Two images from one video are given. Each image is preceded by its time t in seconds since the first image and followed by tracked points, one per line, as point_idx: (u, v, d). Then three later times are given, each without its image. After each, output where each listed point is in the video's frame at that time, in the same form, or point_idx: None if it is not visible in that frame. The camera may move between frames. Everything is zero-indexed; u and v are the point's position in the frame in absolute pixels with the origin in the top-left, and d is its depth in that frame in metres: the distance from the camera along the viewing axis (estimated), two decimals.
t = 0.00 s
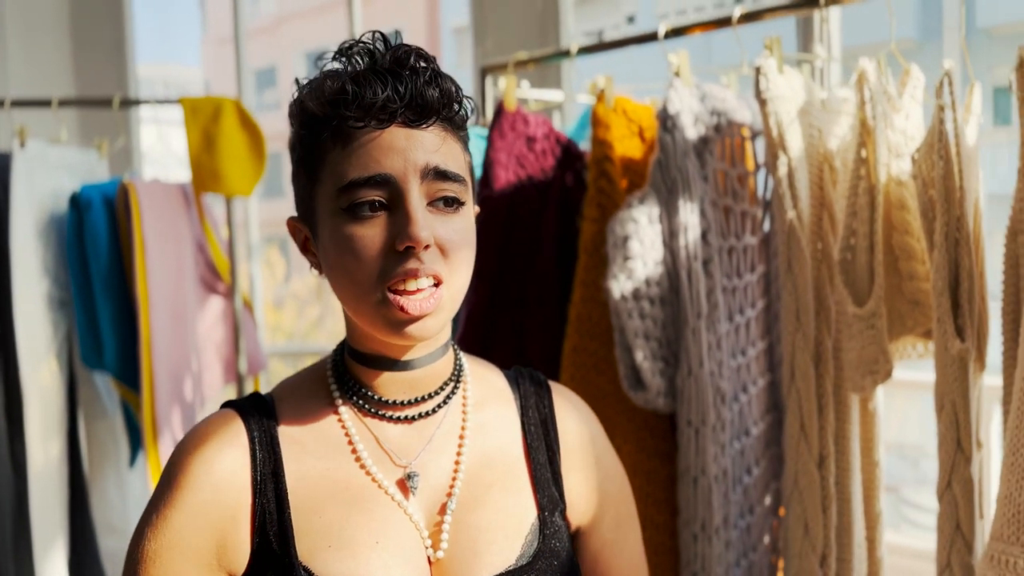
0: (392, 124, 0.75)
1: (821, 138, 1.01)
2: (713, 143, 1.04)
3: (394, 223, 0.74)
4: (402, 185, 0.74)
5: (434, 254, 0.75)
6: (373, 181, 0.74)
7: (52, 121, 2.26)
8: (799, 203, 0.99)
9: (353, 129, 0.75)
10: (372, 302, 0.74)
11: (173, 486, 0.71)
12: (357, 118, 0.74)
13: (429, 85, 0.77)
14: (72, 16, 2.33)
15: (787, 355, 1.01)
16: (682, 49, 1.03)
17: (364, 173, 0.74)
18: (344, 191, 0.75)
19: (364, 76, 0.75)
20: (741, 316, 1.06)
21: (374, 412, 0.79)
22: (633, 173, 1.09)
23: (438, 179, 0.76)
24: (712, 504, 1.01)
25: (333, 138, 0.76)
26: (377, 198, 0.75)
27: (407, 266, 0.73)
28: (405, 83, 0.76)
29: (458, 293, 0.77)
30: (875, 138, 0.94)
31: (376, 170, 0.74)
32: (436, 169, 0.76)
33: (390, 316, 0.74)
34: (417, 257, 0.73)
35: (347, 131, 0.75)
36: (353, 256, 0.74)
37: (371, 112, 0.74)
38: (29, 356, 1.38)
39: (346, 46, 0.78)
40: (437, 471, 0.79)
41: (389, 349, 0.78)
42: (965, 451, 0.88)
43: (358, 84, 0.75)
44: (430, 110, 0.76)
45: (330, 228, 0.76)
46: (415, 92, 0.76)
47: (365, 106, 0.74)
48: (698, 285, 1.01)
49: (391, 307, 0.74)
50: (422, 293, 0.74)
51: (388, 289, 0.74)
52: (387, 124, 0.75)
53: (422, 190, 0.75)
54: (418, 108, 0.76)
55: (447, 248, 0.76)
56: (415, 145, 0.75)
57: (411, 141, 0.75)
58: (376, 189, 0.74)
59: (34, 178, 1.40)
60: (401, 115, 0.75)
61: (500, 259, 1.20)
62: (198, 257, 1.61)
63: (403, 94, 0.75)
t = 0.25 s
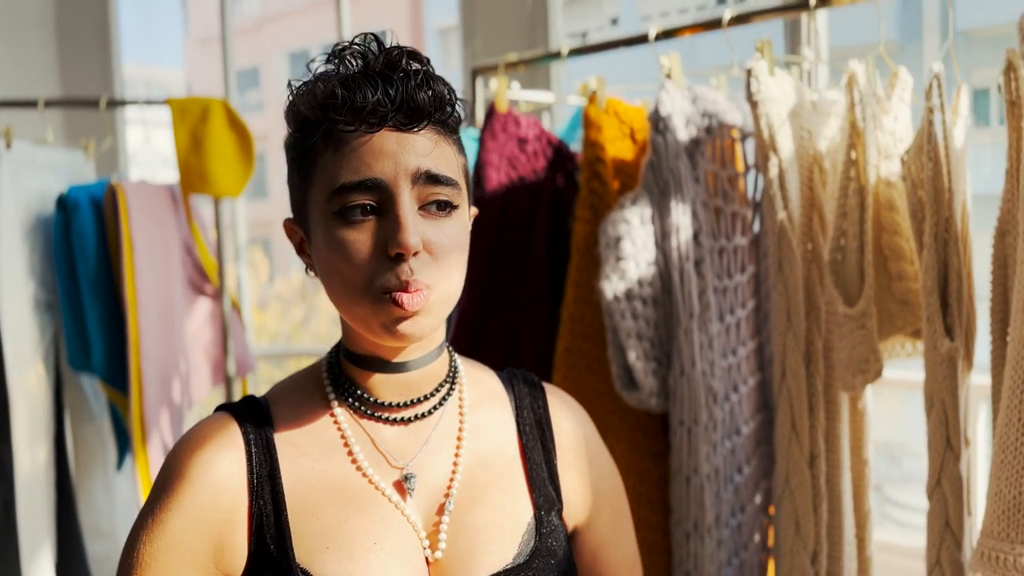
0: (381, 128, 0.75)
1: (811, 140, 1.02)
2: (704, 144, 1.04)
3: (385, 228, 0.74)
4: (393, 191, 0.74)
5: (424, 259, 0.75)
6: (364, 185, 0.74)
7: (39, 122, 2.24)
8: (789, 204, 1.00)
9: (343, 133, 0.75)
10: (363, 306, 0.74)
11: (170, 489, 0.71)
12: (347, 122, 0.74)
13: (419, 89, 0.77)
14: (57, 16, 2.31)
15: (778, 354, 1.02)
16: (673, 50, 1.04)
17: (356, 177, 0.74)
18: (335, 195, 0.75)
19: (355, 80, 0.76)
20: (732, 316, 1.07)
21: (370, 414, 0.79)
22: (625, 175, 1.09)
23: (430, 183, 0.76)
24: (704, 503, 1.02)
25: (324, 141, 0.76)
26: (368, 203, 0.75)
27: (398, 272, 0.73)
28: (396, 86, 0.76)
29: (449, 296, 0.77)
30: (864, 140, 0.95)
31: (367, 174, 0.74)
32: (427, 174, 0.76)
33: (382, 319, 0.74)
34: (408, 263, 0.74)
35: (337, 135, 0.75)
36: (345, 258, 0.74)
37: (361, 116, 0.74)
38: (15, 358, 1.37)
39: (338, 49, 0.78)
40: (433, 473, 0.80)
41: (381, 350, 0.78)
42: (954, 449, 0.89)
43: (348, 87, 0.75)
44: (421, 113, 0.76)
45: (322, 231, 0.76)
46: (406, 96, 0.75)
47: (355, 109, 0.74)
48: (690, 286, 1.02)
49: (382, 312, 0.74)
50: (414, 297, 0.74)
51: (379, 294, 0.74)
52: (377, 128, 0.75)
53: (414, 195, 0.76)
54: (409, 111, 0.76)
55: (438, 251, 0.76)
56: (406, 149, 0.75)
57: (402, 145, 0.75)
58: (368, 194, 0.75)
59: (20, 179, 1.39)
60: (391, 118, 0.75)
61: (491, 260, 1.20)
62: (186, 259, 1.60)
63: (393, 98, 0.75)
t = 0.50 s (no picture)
0: (387, 130, 0.75)
1: (799, 141, 1.02)
2: (693, 145, 1.05)
3: (387, 229, 0.74)
4: (395, 192, 0.75)
5: (424, 262, 0.75)
6: (367, 185, 0.74)
7: (20, 121, 2.22)
8: (777, 203, 1.01)
9: (347, 132, 0.75)
10: (362, 307, 0.74)
11: (163, 493, 0.70)
12: (352, 122, 0.74)
13: (426, 91, 0.77)
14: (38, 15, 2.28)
15: (767, 354, 1.02)
16: (663, 52, 1.04)
17: (359, 178, 0.74)
18: (336, 195, 0.75)
19: (362, 80, 0.75)
20: (720, 316, 1.08)
21: (363, 415, 0.79)
22: (614, 176, 1.10)
23: (432, 186, 0.77)
24: (694, 501, 1.02)
25: (327, 140, 0.75)
26: (370, 204, 0.75)
27: (398, 275, 0.73)
28: (403, 88, 0.75)
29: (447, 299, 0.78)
30: (852, 141, 0.96)
31: (370, 175, 0.74)
32: (430, 177, 0.76)
33: (383, 322, 0.74)
34: (408, 266, 0.74)
35: (342, 134, 0.75)
36: (346, 257, 0.74)
37: (368, 117, 0.74)
38: None
39: (346, 47, 0.78)
40: (427, 474, 0.79)
41: (376, 350, 0.78)
42: (942, 446, 0.90)
43: (355, 87, 0.75)
44: (426, 116, 0.76)
45: (322, 229, 0.75)
46: (412, 99, 0.75)
47: (361, 110, 0.74)
48: (679, 286, 1.02)
49: (380, 314, 0.74)
50: (412, 299, 0.75)
51: (377, 296, 0.74)
52: (382, 130, 0.75)
53: (416, 198, 0.76)
54: (414, 114, 0.76)
55: (438, 255, 0.77)
56: (411, 152, 0.75)
57: (406, 147, 0.75)
58: (370, 195, 0.75)
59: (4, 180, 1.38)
60: (397, 120, 0.75)
61: (482, 258, 1.21)
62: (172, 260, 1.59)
63: (400, 100, 0.75)
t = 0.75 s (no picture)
0: (400, 129, 0.75)
1: (788, 142, 1.02)
2: (682, 145, 1.06)
3: (400, 229, 0.75)
4: (407, 193, 0.75)
5: (433, 262, 0.76)
6: (380, 185, 0.74)
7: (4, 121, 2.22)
8: (766, 204, 1.01)
9: (359, 132, 0.74)
10: (372, 306, 0.74)
11: (153, 496, 0.69)
12: (365, 121, 0.74)
13: (433, 92, 0.78)
14: (23, 15, 2.29)
15: (756, 353, 1.03)
16: (652, 53, 1.05)
17: (371, 178, 0.74)
18: (346, 196, 0.74)
19: (374, 80, 0.75)
20: (709, 315, 1.08)
21: (354, 415, 0.79)
22: (604, 176, 1.10)
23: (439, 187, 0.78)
24: (684, 500, 1.03)
25: (336, 141, 0.75)
26: (382, 204, 0.75)
27: (409, 275, 0.74)
28: (414, 88, 0.76)
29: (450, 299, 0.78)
30: (841, 142, 0.97)
31: (382, 176, 0.74)
32: (439, 178, 0.77)
33: (393, 321, 0.75)
34: (418, 266, 0.75)
35: (353, 133, 0.74)
36: (353, 258, 0.74)
37: (382, 117, 0.74)
38: None
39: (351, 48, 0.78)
40: (417, 474, 0.79)
41: (379, 351, 0.78)
42: (929, 444, 0.91)
43: (366, 86, 0.75)
44: (436, 117, 0.77)
45: (326, 229, 0.75)
46: (423, 99, 0.76)
47: (376, 110, 0.74)
48: (669, 286, 1.03)
49: (389, 314, 0.74)
50: (423, 297, 0.75)
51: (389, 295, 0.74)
52: (395, 130, 0.75)
53: (425, 198, 0.76)
54: (425, 115, 0.76)
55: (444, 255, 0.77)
56: (417, 152, 0.76)
57: (415, 147, 0.76)
58: (381, 196, 0.75)
59: None
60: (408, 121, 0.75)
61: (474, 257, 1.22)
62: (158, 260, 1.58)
63: (412, 100, 0.76)
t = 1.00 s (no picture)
0: (390, 131, 0.74)
1: (781, 141, 1.04)
2: (677, 145, 1.06)
3: (390, 232, 0.74)
4: (397, 195, 0.74)
5: (424, 265, 0.75)
6: (369, 188, 0.74)
7: None
8: (761, 203, 1.01)
9: (350, 133, 0.74)
10: (364, 309, 0.74)
11: (150, 499, 0.69)
12: (355, 123, 0.73)
13: (427, 92, 0.77)
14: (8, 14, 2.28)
15: (750, 351, 1.04)
16: (646, 53, 1.06)
17: (361, 180, 0.74)
18: (337, 197, 0.74)
19: (364, 81, 0.75)
20: (702, 314, 1.09)
21: (350, 415, 0.79)
22: (599, 176, 1.10)
23: (432, 189, 0.77)
24: (679, 498, 1.03)
25: (328, 141, 0.75)
26: (372, 206, 0.74)
27: (399, 279, 0.74)
28: (406, 89, 0.76)
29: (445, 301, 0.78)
30: (833, 141, 0.97)
31: (372, 178, 0.74)
32: (431, 180, 0.76)
33: (384, 324, 0.74)
34: (409, 269, 0.74)
35: (344, 135, 0.74)
36: (344, 260, 0.74)
37: (372, 118, 0.74)
38: None
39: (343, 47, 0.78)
40: (414, 474, 0.79)
41: (372, 351, 0.78)
42: (923, 441, 0.92)
43: (358, 87, 0.74)
44: (429, 117, 0.76)
45: (320, 229, 0.75)
46: (415, 100, 0.76)
47: (366, 112, 0.74)
48: (664, 284, 1.03)
49: (381, 317, 0.74)
50: (413, 301, 0.75)
51: (379, 299, 0.74)
52: (386, 131, 0.74)
53: (416, 201, 0.76)
54: (417, 115, 0.76)
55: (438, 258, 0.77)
56: (411, 154, 0.75)
57: (407, 148, 0.75)
58: (371, 198, 0.74)
59: None
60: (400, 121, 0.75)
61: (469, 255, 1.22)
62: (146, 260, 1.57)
63: (404, 100, 0.75)
